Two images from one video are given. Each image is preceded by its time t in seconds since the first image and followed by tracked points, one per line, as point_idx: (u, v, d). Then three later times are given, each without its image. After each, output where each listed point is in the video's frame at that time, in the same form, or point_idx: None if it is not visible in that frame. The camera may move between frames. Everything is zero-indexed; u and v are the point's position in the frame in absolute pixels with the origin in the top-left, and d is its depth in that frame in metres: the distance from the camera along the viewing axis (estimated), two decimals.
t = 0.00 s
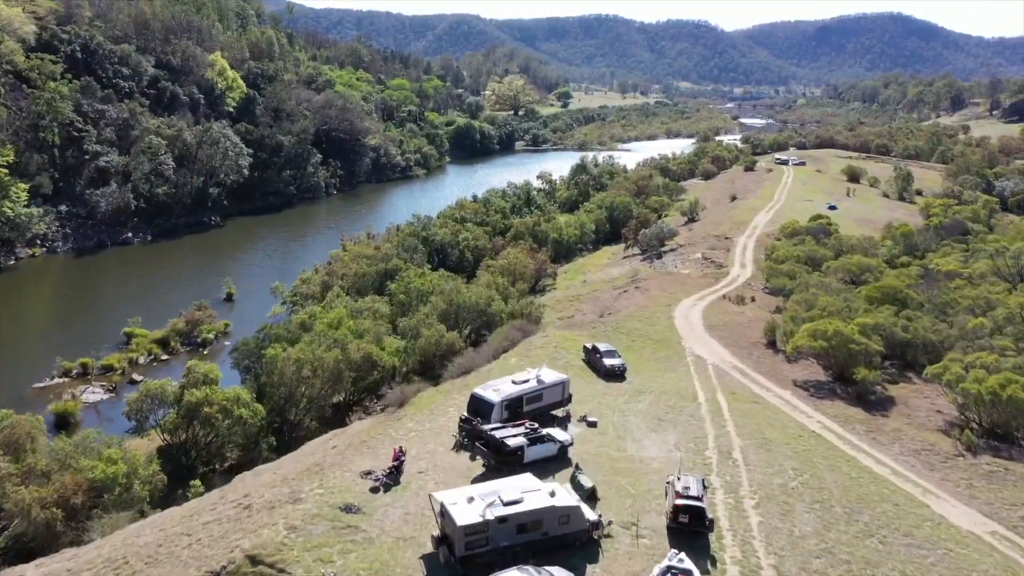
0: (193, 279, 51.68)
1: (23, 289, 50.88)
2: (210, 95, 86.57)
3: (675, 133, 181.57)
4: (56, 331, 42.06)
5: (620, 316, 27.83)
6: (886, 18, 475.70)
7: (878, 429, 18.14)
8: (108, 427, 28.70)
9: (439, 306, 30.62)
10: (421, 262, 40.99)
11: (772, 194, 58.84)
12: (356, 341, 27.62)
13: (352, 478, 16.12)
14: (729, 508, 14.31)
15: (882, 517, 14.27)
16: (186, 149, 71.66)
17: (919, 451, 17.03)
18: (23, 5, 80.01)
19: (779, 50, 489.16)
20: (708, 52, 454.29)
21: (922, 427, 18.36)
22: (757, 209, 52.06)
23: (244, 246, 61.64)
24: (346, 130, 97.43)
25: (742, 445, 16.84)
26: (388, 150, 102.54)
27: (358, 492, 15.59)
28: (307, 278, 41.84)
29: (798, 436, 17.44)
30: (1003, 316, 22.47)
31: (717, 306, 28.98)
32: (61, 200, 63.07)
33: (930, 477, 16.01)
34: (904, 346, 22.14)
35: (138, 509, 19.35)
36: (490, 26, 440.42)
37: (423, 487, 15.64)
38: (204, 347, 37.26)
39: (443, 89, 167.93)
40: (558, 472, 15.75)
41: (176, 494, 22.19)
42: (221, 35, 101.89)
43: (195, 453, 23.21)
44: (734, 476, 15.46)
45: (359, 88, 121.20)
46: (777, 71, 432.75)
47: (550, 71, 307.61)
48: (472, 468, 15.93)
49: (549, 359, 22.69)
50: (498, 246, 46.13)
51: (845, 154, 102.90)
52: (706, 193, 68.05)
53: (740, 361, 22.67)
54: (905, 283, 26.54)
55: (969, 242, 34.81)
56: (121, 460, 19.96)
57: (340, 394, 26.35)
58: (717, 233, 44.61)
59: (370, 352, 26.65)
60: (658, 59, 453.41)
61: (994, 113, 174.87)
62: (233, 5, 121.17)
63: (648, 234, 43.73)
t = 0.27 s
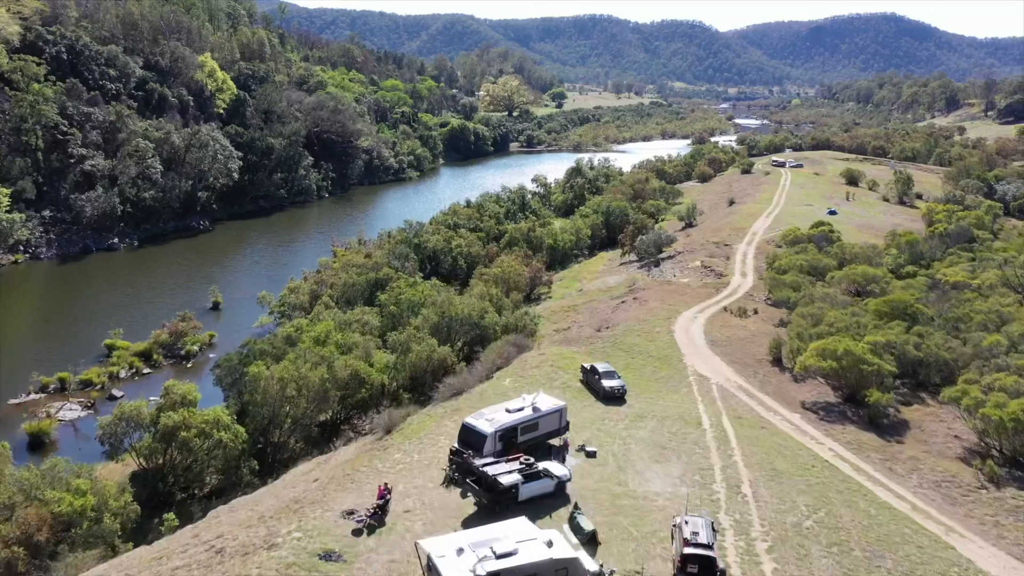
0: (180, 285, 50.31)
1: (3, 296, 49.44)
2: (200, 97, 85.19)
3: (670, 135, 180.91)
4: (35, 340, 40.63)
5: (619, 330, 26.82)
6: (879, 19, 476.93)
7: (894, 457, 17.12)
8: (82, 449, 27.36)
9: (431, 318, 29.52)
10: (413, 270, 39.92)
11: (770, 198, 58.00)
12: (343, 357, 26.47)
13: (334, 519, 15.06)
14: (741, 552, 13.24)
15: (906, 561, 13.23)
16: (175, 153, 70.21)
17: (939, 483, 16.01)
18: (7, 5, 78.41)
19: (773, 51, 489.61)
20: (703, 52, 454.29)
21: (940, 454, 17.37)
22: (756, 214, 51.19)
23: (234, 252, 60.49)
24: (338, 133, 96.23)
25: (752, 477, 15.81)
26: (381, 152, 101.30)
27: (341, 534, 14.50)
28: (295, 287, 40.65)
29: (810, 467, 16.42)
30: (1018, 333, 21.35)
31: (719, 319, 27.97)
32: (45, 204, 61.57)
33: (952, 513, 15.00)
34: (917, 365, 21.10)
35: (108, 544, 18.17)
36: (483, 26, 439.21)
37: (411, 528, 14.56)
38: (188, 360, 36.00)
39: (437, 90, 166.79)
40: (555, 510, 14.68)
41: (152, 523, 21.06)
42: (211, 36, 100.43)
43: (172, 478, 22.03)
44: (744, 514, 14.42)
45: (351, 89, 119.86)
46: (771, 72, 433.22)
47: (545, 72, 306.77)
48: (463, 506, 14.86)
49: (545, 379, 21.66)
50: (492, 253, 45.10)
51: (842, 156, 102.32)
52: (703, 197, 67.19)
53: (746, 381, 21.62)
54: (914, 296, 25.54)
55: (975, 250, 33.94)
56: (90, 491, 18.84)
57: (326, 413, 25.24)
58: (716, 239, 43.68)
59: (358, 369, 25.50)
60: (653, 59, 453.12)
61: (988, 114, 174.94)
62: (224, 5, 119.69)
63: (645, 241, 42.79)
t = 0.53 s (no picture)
0: (166, 294, 48.98)
1: None
2: (189, 99, 83.87)
3: (665, 136, 180.18)
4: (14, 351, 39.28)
5: (618, 346, 25.79)
6: (873, 19, 478.07)
7: (912, 490, 16.13)
8: (54, 474, 26.06)
9: (422, 333, 28.42)
10: (405, 279, 38.82)
11: (769, 203, 57.13)
12: (329, 375, 25.33)
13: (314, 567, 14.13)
14: None
15: None
16: (162, 156, 68.79)
17: (962, 520, 15.02)
18: None
19: (768, 51, 490.17)
20: (697, 52, 454.26)
21: (959, 486, 16.39)
22: (755, 219, 50.27)
23: (223, 258, 59.33)
24: (330, 135, 94.70)
25: (763, 516, 14.80)
26: (374, 155, 100.08)
27: None
28: (284, 296, 39.49)
29: (824, 502, 15.42)
30: None
31: (722, 334, 26.95)
32: (29, 209, 60.13)
33: (978, 554, 14.01)
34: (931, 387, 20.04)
35: None
36: (478, 26, 438.11)
37: None
38: (171, 374, 34.73)
39: (431, 91, 165.62)
40: (551, 555, 13.64)
41: (124, 558, 19.97)
42: (201, 37, 99.00)
43: (147, 508, 20.81)
44: (756, 558, 13.39)
45: (344, 91, 118.54)
46: (766, 72, 433.70)
47: (539, 72, 305.90)
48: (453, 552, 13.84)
49: (541, 402, 20.66)
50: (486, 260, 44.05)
51: (838, 158, 101.75)
52: (700, 201, 66.29)
53: (753, 404, 20.59)
54: (924, 311, 24.53)
55: (982, 259, 33.06)
56: (57, 527, 17.73)
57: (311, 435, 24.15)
58: (715, 246, 42.72)
59: (345, 389, 24.36)
60: (647, 59, 452.72)
61: (983, 115, 175.01)
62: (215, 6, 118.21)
63: (643, 248, 41.84)
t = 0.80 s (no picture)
0: (151, 302, 47.65)
1: None
2: (178, 101, 82.45)
3: (660, 137, 179.49)
4: None
5: (617, 364, 24.80)
6: (867, 19, 479.36)
7: (933, 528, 15.18)
8: (25, 501, 24.74)
9: (413, 348, 27.33)
10: (397, 289, 37.71)
11: (767, 208, 56.25)
12: (315, 395, 24.19)
13: None
14: None
15: None
16: (150, 160, 67.17)
17: (989, 563, 14.05)
18: None
19: (761, 52, 491.00)
20: (692, 52, 454.23)
21: (983, 523, 15.44)
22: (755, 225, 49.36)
23: (212, 264, 58.10)
24: (322, 137, 92.93)
25: (777, 561, 13.82)
26: (367, 157, 98.88)
27: None
28: (271, 306, 38.29)
29: (841, 544, 14.44)
30: None
31: (723, 350, 25.98)
32: (11, 215, 58.38)
33: None
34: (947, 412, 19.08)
35: None
36: (472, 26, 436.62)
37: None
38: (153, 390, 33.46)
39: (424, 93, 164.36)
40: None
41: None
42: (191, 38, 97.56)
43: (119, 541, 19.66)
44: None
45: (336, 92, 117.19)
46: (760, 73, 434.14)
47: (533, 72, 304.78)
48: None
49: (538, 430, 19.70)
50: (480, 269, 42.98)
51: (836, 161, 101.04)
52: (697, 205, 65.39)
53: (758, 428, 19.60)
54: (935, 328, 23.61)
55: (990, 270, 32.25)
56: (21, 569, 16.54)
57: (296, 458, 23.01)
58: (714, 254, 41.75)
59: (331, 410, 23.22)
60: (642, 59, 452.36)
61: (978, 116, 175.03)
62: (205, 6, 116.71)
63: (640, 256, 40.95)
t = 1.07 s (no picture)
0: (136, 311, 46.34)
1: None
2: (166, 103, 81.03)
3: (655, 138, 178.78)
4: None
5: (617, 384, 23.79)
6: (861, 20, 480.32)
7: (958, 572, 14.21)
8: None
9: (404, 366, 26.24)
10: (388, 300, 36.58)
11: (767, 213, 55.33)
12: (300, 418, 23.06)
13: None
14: None
15: None
16: (137, 164, 65.62)
17: None
18: None
19: (755, 52, 492.10)
20: (687, 53, 454.25)
21: (1010, 566, 14.51)
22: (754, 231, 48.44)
23: (201, 270, 56.84)
24: (314, 140, 91.88)
25: None
26: (360, 159, 97.65)
27: None
28: (258, 318, 37.10)
29: None
30: None
31: (726, 368, 24.99)
32: None
33: None
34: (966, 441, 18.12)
35: None
36: (466, 26, 435.12)
37: None
38: (134, 407, 32.16)
39: (418, 94, 163.18)
40: None
41: None
42: (180, 39, 96.11)
43: None
44: None
45: (328, 94, 115.84)
46: (754, 73, 434.56)
47: (528, 73, 303.70)
48: None
49: (535, 462, 18.72)
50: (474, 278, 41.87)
51: (832, 163, 100.43)
52: (695, 210, 64.48)
53: (766, 457, 18.60)
54: (949, 347, 22.66)
55: (998, 281, 31.40)
56: None
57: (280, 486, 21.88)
58: (714, 263, 40.79)
59: (317, 435, 22.11)
60: (636, 59, 451.85)
61: (973, 118, 175.18)
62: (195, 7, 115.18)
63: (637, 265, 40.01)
